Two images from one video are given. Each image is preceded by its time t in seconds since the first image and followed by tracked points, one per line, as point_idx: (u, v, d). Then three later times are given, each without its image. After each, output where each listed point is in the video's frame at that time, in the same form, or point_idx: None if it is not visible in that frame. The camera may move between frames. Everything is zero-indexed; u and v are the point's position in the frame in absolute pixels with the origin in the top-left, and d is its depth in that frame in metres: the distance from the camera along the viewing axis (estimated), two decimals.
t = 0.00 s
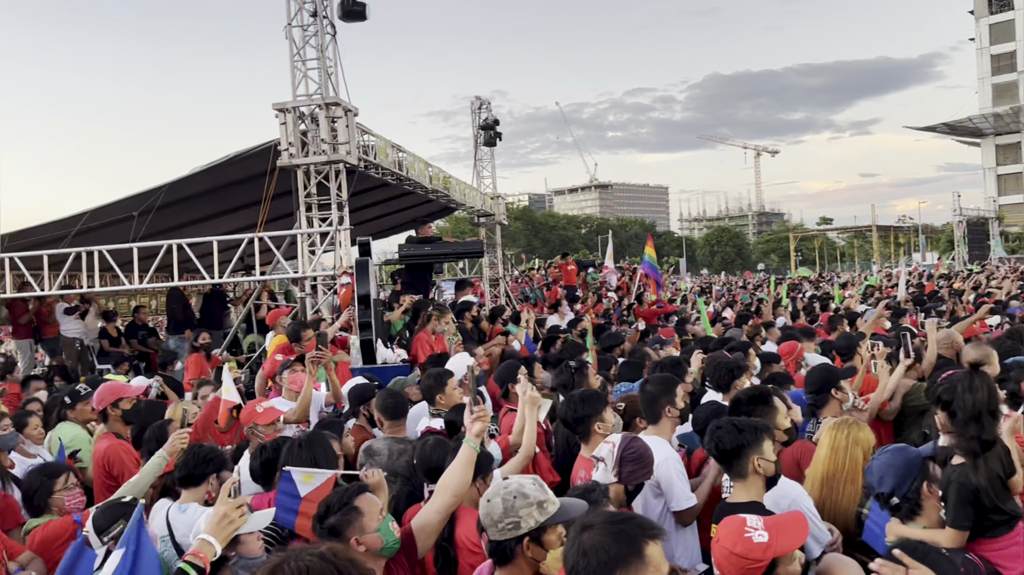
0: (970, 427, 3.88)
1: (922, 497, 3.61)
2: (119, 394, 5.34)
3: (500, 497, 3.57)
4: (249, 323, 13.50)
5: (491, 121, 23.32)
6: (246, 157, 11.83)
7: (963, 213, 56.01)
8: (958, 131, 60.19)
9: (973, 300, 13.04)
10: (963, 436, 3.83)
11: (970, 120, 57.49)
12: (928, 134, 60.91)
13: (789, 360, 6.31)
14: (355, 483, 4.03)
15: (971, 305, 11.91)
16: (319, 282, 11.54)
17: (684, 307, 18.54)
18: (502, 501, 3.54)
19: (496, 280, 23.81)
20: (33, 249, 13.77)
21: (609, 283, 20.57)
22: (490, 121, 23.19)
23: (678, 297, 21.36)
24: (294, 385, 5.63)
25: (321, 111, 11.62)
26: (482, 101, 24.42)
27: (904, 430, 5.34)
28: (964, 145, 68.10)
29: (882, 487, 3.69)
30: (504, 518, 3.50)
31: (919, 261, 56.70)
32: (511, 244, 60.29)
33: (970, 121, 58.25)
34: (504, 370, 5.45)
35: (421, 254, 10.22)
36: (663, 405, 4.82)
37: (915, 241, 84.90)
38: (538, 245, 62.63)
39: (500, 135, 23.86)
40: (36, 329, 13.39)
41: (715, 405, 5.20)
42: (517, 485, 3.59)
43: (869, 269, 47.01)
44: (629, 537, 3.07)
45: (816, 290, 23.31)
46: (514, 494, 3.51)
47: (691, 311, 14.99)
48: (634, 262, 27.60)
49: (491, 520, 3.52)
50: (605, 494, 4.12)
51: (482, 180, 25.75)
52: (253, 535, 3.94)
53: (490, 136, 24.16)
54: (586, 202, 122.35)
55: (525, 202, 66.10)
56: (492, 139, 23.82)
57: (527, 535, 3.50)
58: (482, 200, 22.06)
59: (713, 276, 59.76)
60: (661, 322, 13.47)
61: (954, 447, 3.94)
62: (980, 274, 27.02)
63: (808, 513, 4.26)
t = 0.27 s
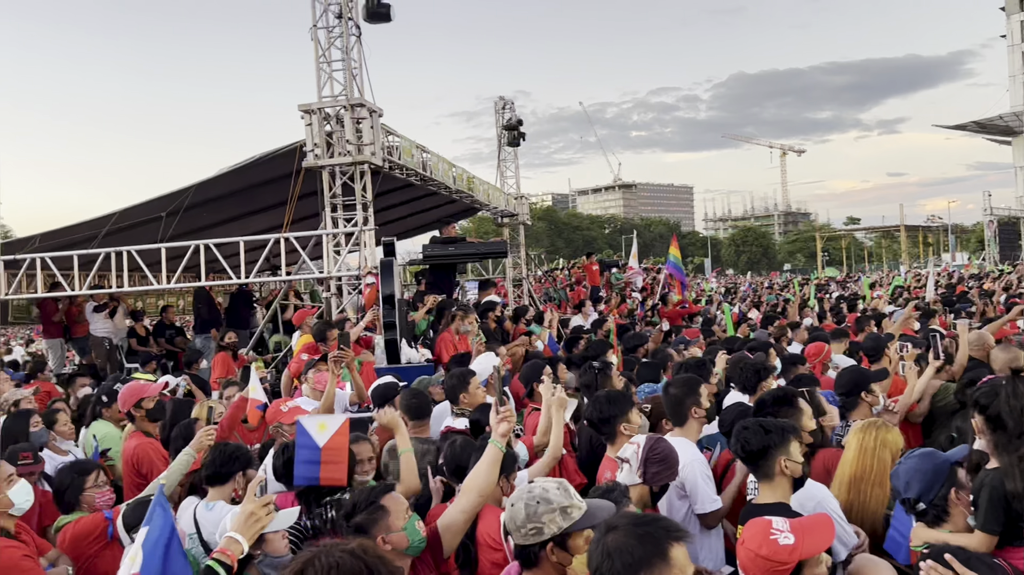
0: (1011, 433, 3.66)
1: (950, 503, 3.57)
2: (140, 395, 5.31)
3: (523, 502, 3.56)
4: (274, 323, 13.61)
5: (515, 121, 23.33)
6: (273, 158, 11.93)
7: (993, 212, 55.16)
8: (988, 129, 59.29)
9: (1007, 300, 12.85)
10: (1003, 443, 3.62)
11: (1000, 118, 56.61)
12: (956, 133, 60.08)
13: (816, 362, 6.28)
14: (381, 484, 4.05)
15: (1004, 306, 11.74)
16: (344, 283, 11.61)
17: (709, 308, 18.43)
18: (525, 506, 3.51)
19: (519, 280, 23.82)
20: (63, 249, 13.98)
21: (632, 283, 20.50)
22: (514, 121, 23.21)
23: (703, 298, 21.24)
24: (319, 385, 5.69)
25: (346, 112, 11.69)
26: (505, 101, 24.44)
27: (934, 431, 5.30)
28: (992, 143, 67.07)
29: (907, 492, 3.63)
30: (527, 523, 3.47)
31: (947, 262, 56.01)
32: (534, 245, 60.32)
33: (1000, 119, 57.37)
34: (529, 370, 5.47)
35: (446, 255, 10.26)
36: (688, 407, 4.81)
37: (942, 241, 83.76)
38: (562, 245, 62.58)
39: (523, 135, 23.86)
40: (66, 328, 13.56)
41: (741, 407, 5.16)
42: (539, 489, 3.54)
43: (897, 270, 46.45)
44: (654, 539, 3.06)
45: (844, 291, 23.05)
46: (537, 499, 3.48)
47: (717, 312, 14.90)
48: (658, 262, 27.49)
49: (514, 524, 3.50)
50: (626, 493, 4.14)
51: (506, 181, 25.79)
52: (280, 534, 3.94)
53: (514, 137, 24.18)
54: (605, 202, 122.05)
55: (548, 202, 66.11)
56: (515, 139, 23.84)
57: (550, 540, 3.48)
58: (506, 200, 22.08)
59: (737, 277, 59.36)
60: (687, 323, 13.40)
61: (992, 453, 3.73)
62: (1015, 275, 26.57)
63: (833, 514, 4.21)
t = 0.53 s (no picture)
0: None
1: (983, 509, 3.53)
2: (164, 396, 5.33)
3: (545, 508, 3.56)
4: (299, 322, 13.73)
5: (539, 121, 23.32)
6: (299, 159, 12.01)
7: None
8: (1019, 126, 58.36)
9: None
10: None
11: None
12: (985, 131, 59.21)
13: (844, 363, 6.24)
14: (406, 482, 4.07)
15: None
16: (369, 283, 11.67)
17: (733, 309, 18.32)
18: (547, 513, 3.50)
19: (542, 280, 23.81)
20: (91, 248, 14.17)
21: (656, 283, 20.43)
22: (538, 121, 23.22)
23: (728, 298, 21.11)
24: (343, 385, 5.71)
25: (372, 113, 11.74)
26: (529, 101, 24.44)
27: (965, 434, 5.25)
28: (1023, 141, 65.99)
29: (940, 497, 3.58)
30: (548, 530, 3.48)
31: (976, 262, 55.23)
32: (558, 244, 60.22)
33: None
34: (553, 371, 5.48)
35: (470, 255, 10.28)
36: (714, 408, 4.78)
37: (969, 240, 82.60)
38: (585, 245, 62.47)
39: (547, 135, 23.84)
40: (96, 327, 13.76)
41: (766, 408, 5.12)
42: (561, 496, 3.51)
43: (926, 270, 45.88)
44: (678, 541, 3.05)
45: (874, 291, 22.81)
46: (558, 507, 3.45)
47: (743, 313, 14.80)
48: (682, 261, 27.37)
49: (537, 530, 3.51)
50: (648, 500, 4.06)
51: (530, 180, 25.80)
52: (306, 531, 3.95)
53: (538, 136, 24.17)
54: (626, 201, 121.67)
55: (572, 202, 66.00)
56: (539, 139, 23.83)
57: (573, 547, 3.49)
58: (529, 199, 22.10)
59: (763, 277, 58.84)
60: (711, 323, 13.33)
61: None
62: None
63: (861, 517, 4.16)
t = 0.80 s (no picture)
0: None
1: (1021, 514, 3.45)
2: (193, 396, 5.39)
3: (569, 513, 3.51)
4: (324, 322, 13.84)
5: (563, 121, 23.32)
6: (325, 160, 12.10)
7: None
8: None
9: None
10: None
11: None
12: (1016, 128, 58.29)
13: (872, 364, 6.19)
14: (432, 481, 4.08)
15: None
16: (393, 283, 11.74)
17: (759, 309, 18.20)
18: (571, 517, 3.49)
19: (566, 281, 23.82)
20: (121, 249, 14.39)
21: (681, 284, 20.34)
22: (562, 121, 23.23)
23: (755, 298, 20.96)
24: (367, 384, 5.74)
25: (397, 114, 11.79)
26: (554, 101, 24.45)
27: (997, 436, 5.19)
28: None
29: (976, 503, 3.56)
30: (572, 535, 3.47)
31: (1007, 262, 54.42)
32: (582, 244, 60.20)
33: None
34: (577, 371, 5.47)
35: (495, 255, 10.30)
36: (741, 409, 4.76)
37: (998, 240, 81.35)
38: (609, 245, 62.39)
39: (571, 135, 23.83)
40: (125, 326, 13.98)
41: (791, 410, 5.09)
42: (586, 500, 3.48)
43: (957, 270, 45.27)
44: (704, 543, 3.03)
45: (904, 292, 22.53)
46: (582, 512, 3.44)
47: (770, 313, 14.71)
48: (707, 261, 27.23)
49: (561, 535, 3.49)
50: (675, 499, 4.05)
51: (554, 180, 25.81)
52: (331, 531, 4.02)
53: (562, 136, 24.16)
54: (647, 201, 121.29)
55: (597, 202, 65.93)
56: (563, 138, 23.83)
57: (597, 552, 3.48)
58: (553, 199, 22.10)
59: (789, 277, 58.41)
60: (738, 323, 13.28)
61: None
62: None
63: (890, 520, 4.11)
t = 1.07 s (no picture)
0: None
1: None
2: (222, 394, 5.48)
3: (593, 514, 3.52)
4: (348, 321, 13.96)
5: (586, 120, 23.28)
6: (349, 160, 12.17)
7: None
8: None
9: None
10: None
11: None
12: None
13: (903, 364, 6.14)
14: (456, 481, 4.10)
15: None
16: (418, 282, 11.80)
17: (785, 309, 18.04)
18: (595, 518, 3.48)
19: (590, 281, 23.76)
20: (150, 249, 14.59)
21: (706, 283, 20.24)
22: (586, 120, 23.18)
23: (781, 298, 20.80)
24: (390, 384, 5.77)
25: (421, 114, 11.84)
26: (577, 100, 24.42)
27: None
28: None
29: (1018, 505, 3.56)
30: (596, 536, 3.46)
31: None
32: (605, 244, 60.02)
33: None
34: (601, 372, 5.45)
35: (518, 255, 10.31)
36: (769, 409, 4.74)
37: None
38: (633, 245, 62.17)
39: (595, 134, 23.80)
40: (154, 326, 14.22)
41: (818, 411, 5.04)
42: (609, 502, 3.49)
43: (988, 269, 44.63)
44: (732, 545, 3.00)
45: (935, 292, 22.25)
46: (606, 513, 3.44)
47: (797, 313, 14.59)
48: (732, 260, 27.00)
49: (585, 535, 3.49)
50: (702, 498, 4.04)
51: (577, 179, 25.76)
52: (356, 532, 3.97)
53: (585, 135, 24.13)
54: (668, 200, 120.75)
55: (621, 201, 65.70)
56: (587, 138, 23.80)
57: (620, 554, 3.46)
58: (576, 199, 22.05)
59: (815, 276, 57.80)
60: (764, 323, 13.18)
61: None
62: None
63: (919, 523, 4.07)
